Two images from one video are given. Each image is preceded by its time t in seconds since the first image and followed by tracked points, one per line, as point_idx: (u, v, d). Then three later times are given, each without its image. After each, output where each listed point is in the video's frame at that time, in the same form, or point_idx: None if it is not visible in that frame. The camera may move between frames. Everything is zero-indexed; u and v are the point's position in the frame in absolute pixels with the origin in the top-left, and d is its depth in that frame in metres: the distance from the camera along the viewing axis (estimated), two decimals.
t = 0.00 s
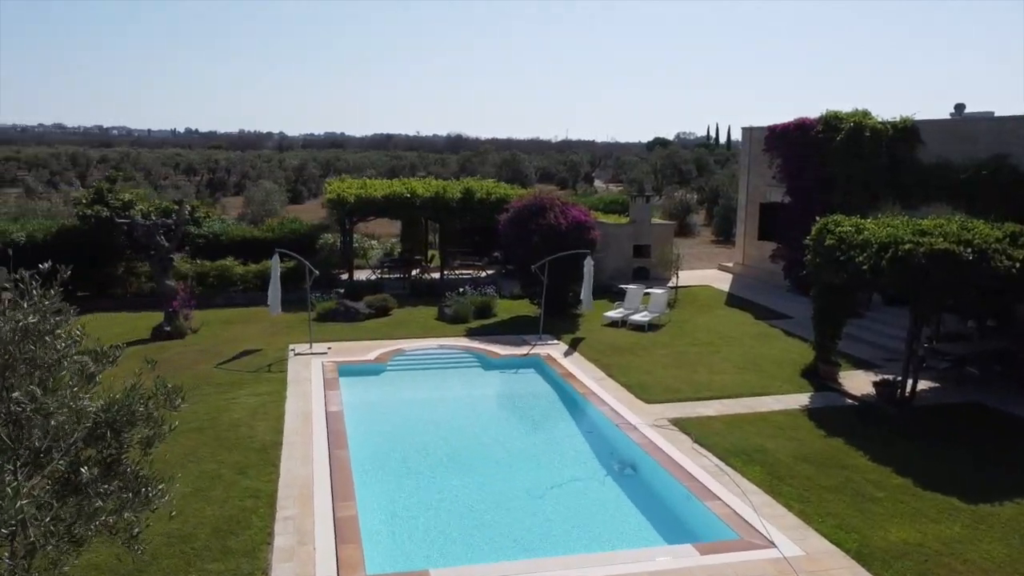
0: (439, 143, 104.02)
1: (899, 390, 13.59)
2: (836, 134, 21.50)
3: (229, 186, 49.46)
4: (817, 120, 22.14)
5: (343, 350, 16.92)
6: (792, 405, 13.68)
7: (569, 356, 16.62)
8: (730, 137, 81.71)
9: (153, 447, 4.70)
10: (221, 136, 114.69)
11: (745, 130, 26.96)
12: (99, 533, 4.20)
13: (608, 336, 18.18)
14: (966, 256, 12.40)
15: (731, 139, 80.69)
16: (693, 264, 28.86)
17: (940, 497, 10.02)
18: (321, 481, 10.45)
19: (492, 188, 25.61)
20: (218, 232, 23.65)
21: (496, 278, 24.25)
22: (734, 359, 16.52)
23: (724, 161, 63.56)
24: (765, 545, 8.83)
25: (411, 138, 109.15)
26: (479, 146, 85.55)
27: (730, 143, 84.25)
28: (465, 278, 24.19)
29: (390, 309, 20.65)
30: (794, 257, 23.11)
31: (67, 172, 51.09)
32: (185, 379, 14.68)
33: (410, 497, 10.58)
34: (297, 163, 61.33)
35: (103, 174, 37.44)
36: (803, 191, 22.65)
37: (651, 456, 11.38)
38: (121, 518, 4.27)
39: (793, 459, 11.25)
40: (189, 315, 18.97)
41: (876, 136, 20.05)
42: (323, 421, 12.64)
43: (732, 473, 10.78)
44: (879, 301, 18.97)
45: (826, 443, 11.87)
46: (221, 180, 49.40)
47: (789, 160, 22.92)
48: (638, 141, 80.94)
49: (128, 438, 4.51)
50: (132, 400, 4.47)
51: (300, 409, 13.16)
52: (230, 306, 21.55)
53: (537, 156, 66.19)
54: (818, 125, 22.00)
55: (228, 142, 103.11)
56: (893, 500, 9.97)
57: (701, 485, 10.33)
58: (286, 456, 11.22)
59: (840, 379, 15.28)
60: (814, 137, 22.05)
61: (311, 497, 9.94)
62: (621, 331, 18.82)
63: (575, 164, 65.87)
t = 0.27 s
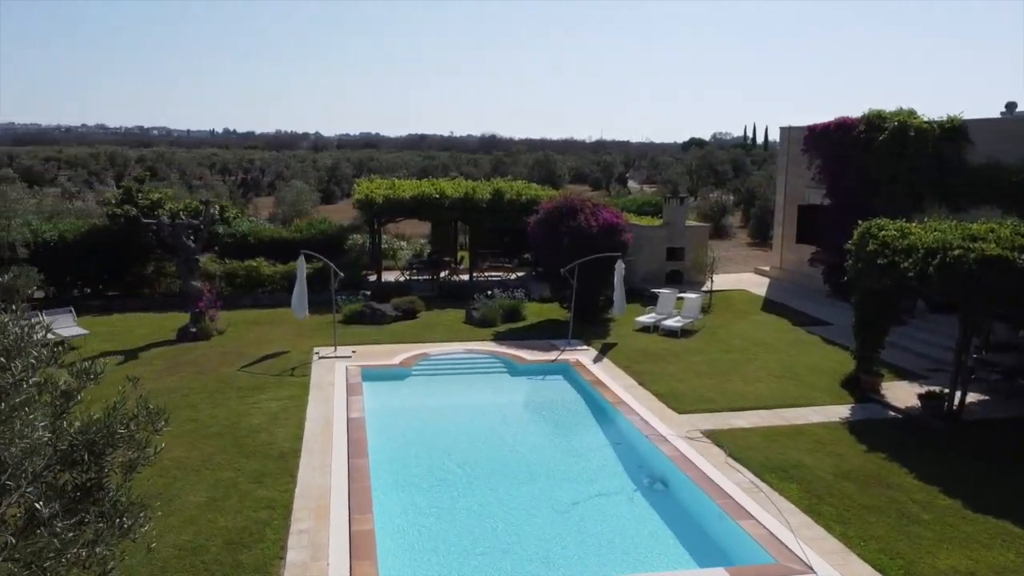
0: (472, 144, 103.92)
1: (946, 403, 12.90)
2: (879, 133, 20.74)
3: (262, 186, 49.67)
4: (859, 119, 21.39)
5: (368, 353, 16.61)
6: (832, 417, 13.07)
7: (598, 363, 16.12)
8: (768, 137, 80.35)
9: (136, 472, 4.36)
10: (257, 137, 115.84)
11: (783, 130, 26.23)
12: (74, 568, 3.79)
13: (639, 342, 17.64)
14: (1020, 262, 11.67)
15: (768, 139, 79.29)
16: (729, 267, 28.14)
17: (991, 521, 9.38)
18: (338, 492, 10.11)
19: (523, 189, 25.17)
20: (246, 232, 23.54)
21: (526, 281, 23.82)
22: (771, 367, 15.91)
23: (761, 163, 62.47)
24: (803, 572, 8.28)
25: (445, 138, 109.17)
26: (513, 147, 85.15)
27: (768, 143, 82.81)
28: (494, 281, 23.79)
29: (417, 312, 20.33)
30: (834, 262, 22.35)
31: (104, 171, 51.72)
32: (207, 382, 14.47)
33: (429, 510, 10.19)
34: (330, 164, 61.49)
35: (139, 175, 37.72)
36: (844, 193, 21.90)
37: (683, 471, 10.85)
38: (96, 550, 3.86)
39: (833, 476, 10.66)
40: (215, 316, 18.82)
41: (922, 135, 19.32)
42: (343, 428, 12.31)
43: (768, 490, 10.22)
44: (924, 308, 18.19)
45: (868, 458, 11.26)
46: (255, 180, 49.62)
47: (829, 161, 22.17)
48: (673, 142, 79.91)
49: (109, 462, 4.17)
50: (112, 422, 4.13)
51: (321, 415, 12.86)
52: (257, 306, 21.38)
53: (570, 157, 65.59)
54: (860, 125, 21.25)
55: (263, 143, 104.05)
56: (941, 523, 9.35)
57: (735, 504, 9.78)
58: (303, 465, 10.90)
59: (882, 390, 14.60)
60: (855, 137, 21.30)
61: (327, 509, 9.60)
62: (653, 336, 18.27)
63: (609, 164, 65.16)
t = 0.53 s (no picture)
0: (508, 144, 103.55)
1: (997, 418, 12.18)
2: (925, 133, 19.99)
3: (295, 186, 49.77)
4: (904, 118, 20.63)
5: (393, 357, 16.28)
6: (874, 431, 12.41)
7: (629, 370, 15.58)
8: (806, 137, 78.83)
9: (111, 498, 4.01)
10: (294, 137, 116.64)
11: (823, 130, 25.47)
12: None
13: (672, 348, 17.08)
14: None
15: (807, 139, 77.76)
16: (766, 271, 27.38)
17: None
18: (354, 504, 9.75)
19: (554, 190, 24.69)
20: (274, 233, 23.36)
21: (556, 284, 23.34)
22: (809, 376, 15.26)
23: (799, 164, 61.16)
24: None
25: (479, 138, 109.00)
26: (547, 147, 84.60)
27: (806, 144, 81.26)
28: (524, 283, 23.35)
29: (444, 315, 19.96)
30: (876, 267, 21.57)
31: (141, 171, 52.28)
32: (229, 386, 14.22)
33: (448, 526, 9.77)
34: (364, 164, 61.54)
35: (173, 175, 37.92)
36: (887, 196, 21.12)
37: (716, 489, 10.29)
38: None
39: (876, 496, 10.03)
40: (240, 317, 18.62)
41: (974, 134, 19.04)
42: (364, 435, 11.96)
43: (807, 511, 9.62)
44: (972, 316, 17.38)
45: (914, 477, 10.61)
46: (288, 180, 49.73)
47: (871, 162, 21.41)
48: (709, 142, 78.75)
49: (82, 489, 3.82)
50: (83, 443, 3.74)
51: (342, 422, 12.52)
52: (284, 307, 21.20)
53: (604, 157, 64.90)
54: (905, 125, 20.49)
55: (299, 143, 104.72)
56: (995, 550, 8.71)
57: (772, 526, 9.20)
58: (320, 475, 10.56)
59: (928, 402, 13.88)
60: (900, 137, 20.52)
61: (342, 523, 9.23)
62: (686, 342, 17.69)
63: (644, 165, 64.34)
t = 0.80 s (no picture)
0: (543, 144, 103.11)
1: None
2: (974, 133, 19.18)
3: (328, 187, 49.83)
4: (952, 118, 19.81)
5: (418, 362, 15.93)
6: (920, 447, 11.74)
7: (660, 379, 15.03)
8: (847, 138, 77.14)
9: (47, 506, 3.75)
10: (330, 137, 117.47)
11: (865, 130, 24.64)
12: None
13: (706, 355, 16.50)
14: None
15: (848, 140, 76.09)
16: (805, 274, 26.57)
17: None
18: (369, 519, 9.37)
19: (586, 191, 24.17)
20: (303, 233, 23.18)
21: (587, 287, 22.84)
22: (850, 386, 14.58)
23: (840, 164, 59.76)
24: None
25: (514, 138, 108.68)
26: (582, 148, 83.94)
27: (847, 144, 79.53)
28: (554, 286, 22.89)
29: (473, 318, 19.56)
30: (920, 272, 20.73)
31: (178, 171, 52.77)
32: (250, 390, 13.98)
33: (467, 542, 9.34)
34: (397, 164, 61.52)
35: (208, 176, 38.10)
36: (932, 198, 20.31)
37: (751, 509, 9.73)
38: None
39: (923, 519, 9.40)
40: (266, 319, 18.39)
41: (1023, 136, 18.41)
42: (384, 444, 11.60)
43: (848, 534, 9.03)
44: None
45: (964, 499, 9.95)
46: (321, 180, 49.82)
47: (916, 163, 20.61)
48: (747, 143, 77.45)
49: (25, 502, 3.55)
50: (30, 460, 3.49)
51: (362, 430, 12.17)
52: (312, 309, 21.00)
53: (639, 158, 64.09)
54: (952, 124, 19.68)
55: (335, 144, 105.41)
56: None
57: (810, 551, 8.64)
58: (337, 486, 10.21)
59: (977, 417, 13.14)
60: (947, 137, 19.71)
61: (355, 540, 8.85)
62: (721, 349, 17.09)
63: (679, 165, 63.43)
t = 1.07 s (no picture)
0: (577, 144, 102.53)
1: None
2: None
3: (360, 187, 49.88)
4: (1002, 117, 18.95)
5: (444, 367, 15.57)
6: (970, 466, 11.07)
7: (693, 387, 14.49)
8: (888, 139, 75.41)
9: None
10: (365, 137, 118.14)
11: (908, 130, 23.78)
12: None
13: (741, 363, 15.91)
14: None
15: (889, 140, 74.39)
16: (845, 279, 25.75)
17: None
18: (386, 534, 9.01)
19: (618, 192, 23.65)
20: (331, 234, 23.00)
21: (619, 290, 22.33)
22: (893, 398, 13.91)
23: (881, 165, 58.33)
24: None
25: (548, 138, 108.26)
26: (616, 147, 83.23)
27: (888, 145, 77.81)
28: (585, 289, 22.40)
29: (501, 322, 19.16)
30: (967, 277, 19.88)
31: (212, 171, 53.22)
32: (272, 395, 13.74)
33: (486, 560, 8.93)
34: (429, 164, 61.43)
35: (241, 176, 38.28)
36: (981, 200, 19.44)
37: (788, 531, 9.18)
38: None
39: (974, 545, 8.79)
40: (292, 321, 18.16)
41: None
42: (405, 454, 11.25)
43: (892, 560, 8.45)
44: None
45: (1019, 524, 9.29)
46: (353, 181, 49.89)
47: (963, 164, 19.77)
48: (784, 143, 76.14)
49: None
50: None
51: (383, 438, 11.83)
52: (339, 310, 20.79)
53: (674, 158, 63.23)
54: (1003, 124, 18.83)
55: (372, 143, 106.28)
56: None
57: None
58: (355, 498, 9.87)
59: None
60: (996, 137, 18.87)
61: (370, 556, 8.49)
62: (757, 356, 16.47)
63: (715, 166, 62.47)
